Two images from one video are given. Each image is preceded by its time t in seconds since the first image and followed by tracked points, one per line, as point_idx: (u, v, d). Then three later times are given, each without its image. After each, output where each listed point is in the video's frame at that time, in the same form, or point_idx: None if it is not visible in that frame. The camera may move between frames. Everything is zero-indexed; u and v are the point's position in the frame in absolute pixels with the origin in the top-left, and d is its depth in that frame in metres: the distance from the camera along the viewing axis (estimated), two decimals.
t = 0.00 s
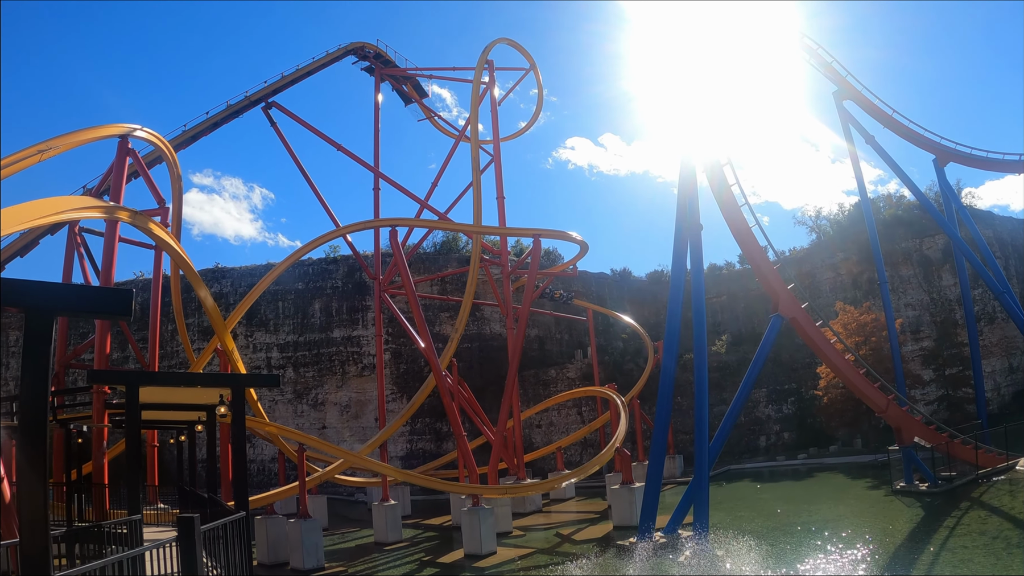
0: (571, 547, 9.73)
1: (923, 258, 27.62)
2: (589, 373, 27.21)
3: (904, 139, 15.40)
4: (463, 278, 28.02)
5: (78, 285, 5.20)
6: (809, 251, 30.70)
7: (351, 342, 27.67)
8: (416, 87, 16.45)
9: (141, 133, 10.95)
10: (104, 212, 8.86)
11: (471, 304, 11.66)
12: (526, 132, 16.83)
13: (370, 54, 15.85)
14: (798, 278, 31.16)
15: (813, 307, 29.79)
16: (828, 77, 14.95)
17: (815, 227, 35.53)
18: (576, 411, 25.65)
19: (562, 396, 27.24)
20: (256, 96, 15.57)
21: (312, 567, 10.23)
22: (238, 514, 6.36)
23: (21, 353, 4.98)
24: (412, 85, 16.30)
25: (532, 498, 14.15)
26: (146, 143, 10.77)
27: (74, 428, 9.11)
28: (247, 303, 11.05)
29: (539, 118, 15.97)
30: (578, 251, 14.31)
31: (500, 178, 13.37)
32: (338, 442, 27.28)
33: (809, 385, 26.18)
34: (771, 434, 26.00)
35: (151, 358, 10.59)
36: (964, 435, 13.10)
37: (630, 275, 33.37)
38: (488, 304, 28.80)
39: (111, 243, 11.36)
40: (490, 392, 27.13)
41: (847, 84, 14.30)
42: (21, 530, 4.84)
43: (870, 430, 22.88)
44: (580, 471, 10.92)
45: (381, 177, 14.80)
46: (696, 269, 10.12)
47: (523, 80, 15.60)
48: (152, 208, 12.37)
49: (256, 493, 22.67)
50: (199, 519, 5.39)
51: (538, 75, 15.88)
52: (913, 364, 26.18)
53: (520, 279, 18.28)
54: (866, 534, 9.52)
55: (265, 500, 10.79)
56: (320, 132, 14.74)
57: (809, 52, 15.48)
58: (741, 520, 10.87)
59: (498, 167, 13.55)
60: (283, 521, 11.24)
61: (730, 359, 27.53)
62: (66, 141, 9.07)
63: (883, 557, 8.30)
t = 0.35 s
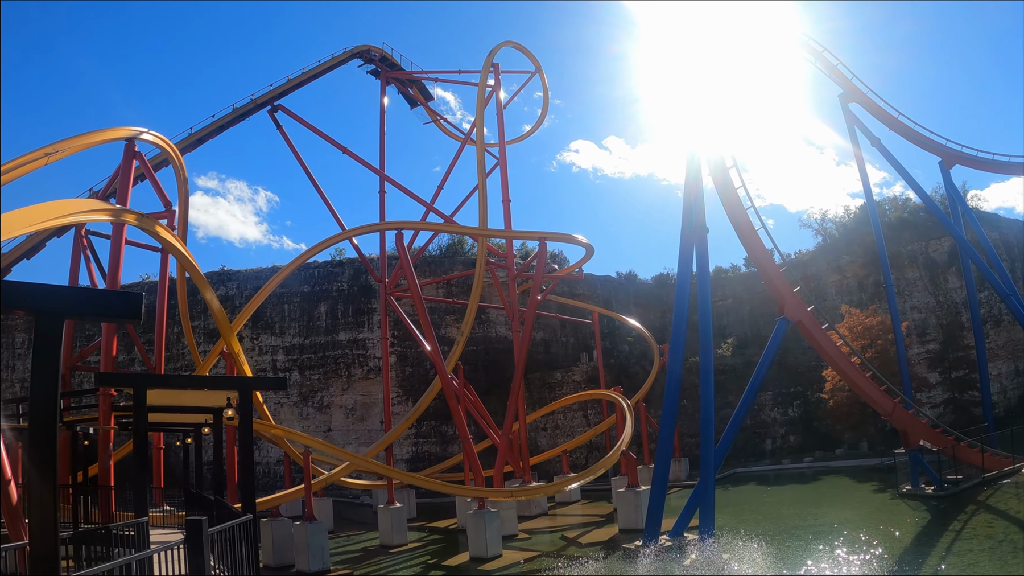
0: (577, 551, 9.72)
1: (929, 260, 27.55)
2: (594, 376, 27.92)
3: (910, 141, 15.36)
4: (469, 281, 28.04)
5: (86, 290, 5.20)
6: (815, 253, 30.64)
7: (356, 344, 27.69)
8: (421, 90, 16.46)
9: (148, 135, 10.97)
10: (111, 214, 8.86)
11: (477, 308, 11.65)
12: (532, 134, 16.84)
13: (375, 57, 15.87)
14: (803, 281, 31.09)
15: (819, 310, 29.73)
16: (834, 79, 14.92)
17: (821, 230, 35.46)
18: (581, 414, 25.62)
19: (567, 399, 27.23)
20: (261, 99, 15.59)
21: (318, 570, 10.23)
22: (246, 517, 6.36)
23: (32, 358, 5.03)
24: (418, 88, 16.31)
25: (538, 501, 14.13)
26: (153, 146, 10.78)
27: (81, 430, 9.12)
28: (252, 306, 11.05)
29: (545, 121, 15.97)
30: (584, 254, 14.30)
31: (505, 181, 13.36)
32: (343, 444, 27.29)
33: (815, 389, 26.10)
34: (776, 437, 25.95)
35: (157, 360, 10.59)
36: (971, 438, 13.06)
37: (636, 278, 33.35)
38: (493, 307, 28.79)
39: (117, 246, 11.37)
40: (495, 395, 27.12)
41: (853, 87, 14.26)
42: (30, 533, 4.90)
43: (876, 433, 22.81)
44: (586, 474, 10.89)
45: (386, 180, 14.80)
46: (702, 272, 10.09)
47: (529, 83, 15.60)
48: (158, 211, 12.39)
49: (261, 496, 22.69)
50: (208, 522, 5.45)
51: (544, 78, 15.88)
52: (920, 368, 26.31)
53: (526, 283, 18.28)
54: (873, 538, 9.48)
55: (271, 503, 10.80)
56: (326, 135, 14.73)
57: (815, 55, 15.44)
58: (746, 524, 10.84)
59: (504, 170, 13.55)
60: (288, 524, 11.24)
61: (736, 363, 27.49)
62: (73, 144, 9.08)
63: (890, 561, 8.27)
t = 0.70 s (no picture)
0: (585, 554, 9.71)
1: (937, 262, 27.46)
2: (603, 379, 27.06)
3: (918, 143, 15.31)
4: (477, 283, 28.08)
5: (97, 294, 5.23)
6: (822, 256, 30.57)
7: (364, 347, 27.73)
8: (429, 93, 16.49)
9: (156, 138, 11.00)
10: (120, 217, 8.89)
11: (485, 310, 11.66)
12: (540, 137, 16.86)
13: (383, 60, 15.91)
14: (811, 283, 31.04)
15: (827, 312, 29.68)
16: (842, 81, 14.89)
17: (829, 232, 35.38)
18: (589, 417, 25.60)
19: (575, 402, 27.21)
20: (270, 102, 15.64)
21: (326, 572, 10.24)
22: (256, 520, 6.37)
23: (44, 361, 5.06)
24: (426, 92, 16.34)
25: (546, 504, 14.12)
26: (161, 149, 10.82)
27: (90, 432, 9.13)
28: (261, 309, 11.07)
29: (553, 124, 15.98)
30: (594, 256, 14.28)
31: (514, 184, 13.36)
32: (351, 447, 27.33)
33: (823, 391, 26.03)
34: (784, 440, 25.91)
35: (165, 362, 10.62)
36: (980, 441, 13.00)
37: (643, 280, 33.31)
38: (502, 310, 28.81)
39: (127, 249, 11.42)
40: (503, 398, 27.12)
41: (861, 89, 14.22)
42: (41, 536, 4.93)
43: (884, 436, 22.72)
44: (594, 477, 10.88)
45: (395, 183, 14.82)
46: (710, 274, 10.08)
47: (537, 86, 15.63)
48: (167, 215, 12.43)
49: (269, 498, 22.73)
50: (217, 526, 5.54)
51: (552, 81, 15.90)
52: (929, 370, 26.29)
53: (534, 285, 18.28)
54: (881, 541, 9.45)
55: (279, 506, 10.82)
56: (334, 138, 14.75)
57: (822, 57, 15.43)
58: (754, 526, 10.82)
59: (512, 173, 13.56)
60: (297, 526, 11.26)
61: (744, 365, 27.44)
62: (82, 147, 9.11)
63: (898, 564, 8.23)
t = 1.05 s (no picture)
0: (596, 556, 9.69)
1: (949, 264, 27.31)
2: (613, 381, 27.42)
3: (929, 144, 15.23)
4: (487, 286, 28.15)
5: (106, 298, 5.31)
6: (833, 257, 30.35)
7: (376, 350, 27.78)
8: (439, 96, 16.51)
9: (167, 142, 11.04)
10: (132, 220, 8.94)
11: (495, 313, 11.65)
12: (551, 139, 16.88)
13: (393, 63, 15.94)
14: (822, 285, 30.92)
15: (838, 314, 29.61)
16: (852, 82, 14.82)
17: (840, 233, 35.25)
18: (600, 420, 25.59)
19: (586, 405, 27.15)
20: (280, 106, 15.68)
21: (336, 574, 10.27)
22: (267, 522, 6.38)
23: (58, 365, 5.10)
24: (436, 94, 16.37)
25: (556, 507, 14.09)
26: (172, 153, 10.86)
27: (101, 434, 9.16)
28: (272, 312, 11.10)
29: (563, 126, 15.96)
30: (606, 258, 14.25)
31: (524, 186, 13.36)
32: (362, 449, 27.36)
33: (835, 394, 25.93)
34: (796, 443, 25.82)
35: (177, 365, 10.65)
36: (992, 443, 12.91)
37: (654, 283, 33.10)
38: (513, 312, 28.82)
39: (138, 253, 11.47)
40: (515, 400, 27.13)
41: (871, 89, 14.15)
42: (56, 541, 4.96)
43: (896, 438, 22.58)
44: (605, 480, 10.86)
45: (405, 186, 14.84)
46: (721, 276, 10.02)
47: (547, 88, 15.63)
48: (178, 218, 12.48)
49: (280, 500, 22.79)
50: (229, 527, 5.62)
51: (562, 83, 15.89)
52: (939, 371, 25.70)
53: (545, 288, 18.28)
54: (893, 544, 9.39)
55: (291, 508, 10.85)
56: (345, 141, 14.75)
57: (832, 57, 15.38)
58: (765, 529, 10.79)
59: (522, 175, 13.57)
60: (307, 528, 11.29)
61: (755, 368, 27.35)
62: (94, 151, 9.15)
63: (911, 567, 8.18)
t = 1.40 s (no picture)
0: (627, 560, 9.63)
1: (981, 263, 26.87)
2: (645, 384, 26.47)
3: (960, 141, 14.99)
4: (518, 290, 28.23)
5: (140, 304, 5.35)
6: (865, 257, 30.15)
7: (406, 354, 27.90)
8: (467, 100, 16.55)
9: (198, 150, 11.14)
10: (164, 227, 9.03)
11: (526, 316, 11.64)
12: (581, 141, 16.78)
13: (420, 68, 16.00)
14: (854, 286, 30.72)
15: (870, 314, 29.33)
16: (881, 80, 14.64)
17: (871, 233, 34.89)
18: (631, 423, 25.48)
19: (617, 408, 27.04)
20: (310, 112, 15.80)
21: None
22: (301, 526, 6.38)
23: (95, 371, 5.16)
24: (464, 99, 16.41)
25: (587, 510, 14.05)
26: (203, 160, 10.96)
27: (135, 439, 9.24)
28: (303, 317, 11.17)
29: (593, 127, 15.82)
30: (635, 260, 14.20)
31: (554, 189, 13.34)
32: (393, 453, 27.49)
33: (867, 396, 25.67)
34: (828, 445, 25.56)
35: (209, 370, 10.74)
36: None
37: (685, 285, 33.27)
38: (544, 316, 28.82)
39: (170, 259, 11.57)
40: (546, 403, 27.16)
41: (901, 87, 13.98)
42: (93, 542, 5.02)
43: (929, 440, 22.22)
44: (637, 484, 10.78)
45: (435, 191, 14.89)
46: (752, 277, 9.94)
47: (575, 91, 15.60)
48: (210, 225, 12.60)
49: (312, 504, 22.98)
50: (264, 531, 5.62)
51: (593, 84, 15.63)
52: (974, 373, 25.54)
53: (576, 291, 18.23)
54: (928, 547, 9.24)
55: (322, 512, 10.87)
56: (374, 147, 14.84)
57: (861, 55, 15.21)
58: (798, 532, 10.67)
59: (551, 179, 13.55)
60: (339, 532, 11.35)
61: (786, 369, 27.16)
62: (124, 160, 9.25)
63: (947, 570, 8.04)
